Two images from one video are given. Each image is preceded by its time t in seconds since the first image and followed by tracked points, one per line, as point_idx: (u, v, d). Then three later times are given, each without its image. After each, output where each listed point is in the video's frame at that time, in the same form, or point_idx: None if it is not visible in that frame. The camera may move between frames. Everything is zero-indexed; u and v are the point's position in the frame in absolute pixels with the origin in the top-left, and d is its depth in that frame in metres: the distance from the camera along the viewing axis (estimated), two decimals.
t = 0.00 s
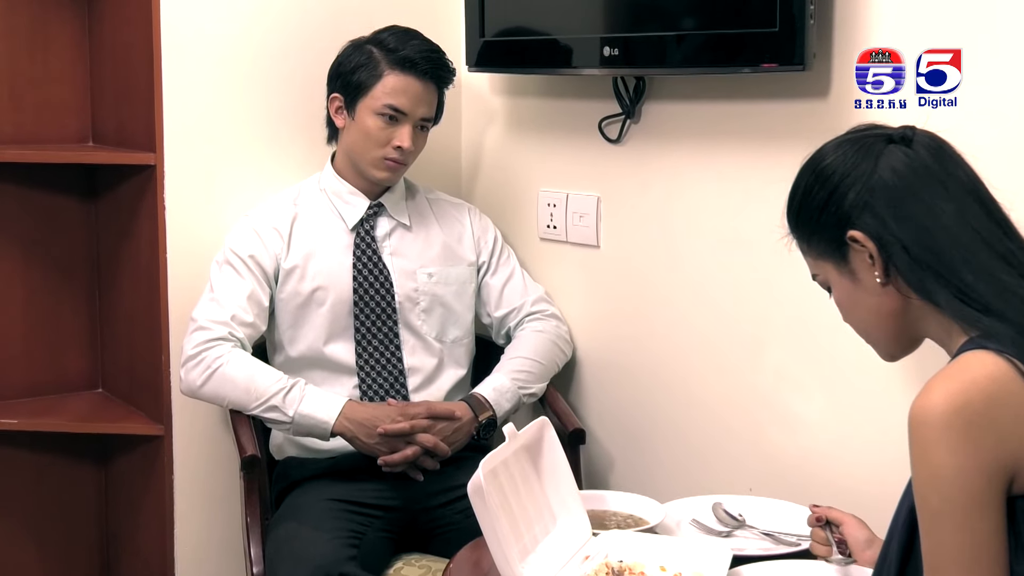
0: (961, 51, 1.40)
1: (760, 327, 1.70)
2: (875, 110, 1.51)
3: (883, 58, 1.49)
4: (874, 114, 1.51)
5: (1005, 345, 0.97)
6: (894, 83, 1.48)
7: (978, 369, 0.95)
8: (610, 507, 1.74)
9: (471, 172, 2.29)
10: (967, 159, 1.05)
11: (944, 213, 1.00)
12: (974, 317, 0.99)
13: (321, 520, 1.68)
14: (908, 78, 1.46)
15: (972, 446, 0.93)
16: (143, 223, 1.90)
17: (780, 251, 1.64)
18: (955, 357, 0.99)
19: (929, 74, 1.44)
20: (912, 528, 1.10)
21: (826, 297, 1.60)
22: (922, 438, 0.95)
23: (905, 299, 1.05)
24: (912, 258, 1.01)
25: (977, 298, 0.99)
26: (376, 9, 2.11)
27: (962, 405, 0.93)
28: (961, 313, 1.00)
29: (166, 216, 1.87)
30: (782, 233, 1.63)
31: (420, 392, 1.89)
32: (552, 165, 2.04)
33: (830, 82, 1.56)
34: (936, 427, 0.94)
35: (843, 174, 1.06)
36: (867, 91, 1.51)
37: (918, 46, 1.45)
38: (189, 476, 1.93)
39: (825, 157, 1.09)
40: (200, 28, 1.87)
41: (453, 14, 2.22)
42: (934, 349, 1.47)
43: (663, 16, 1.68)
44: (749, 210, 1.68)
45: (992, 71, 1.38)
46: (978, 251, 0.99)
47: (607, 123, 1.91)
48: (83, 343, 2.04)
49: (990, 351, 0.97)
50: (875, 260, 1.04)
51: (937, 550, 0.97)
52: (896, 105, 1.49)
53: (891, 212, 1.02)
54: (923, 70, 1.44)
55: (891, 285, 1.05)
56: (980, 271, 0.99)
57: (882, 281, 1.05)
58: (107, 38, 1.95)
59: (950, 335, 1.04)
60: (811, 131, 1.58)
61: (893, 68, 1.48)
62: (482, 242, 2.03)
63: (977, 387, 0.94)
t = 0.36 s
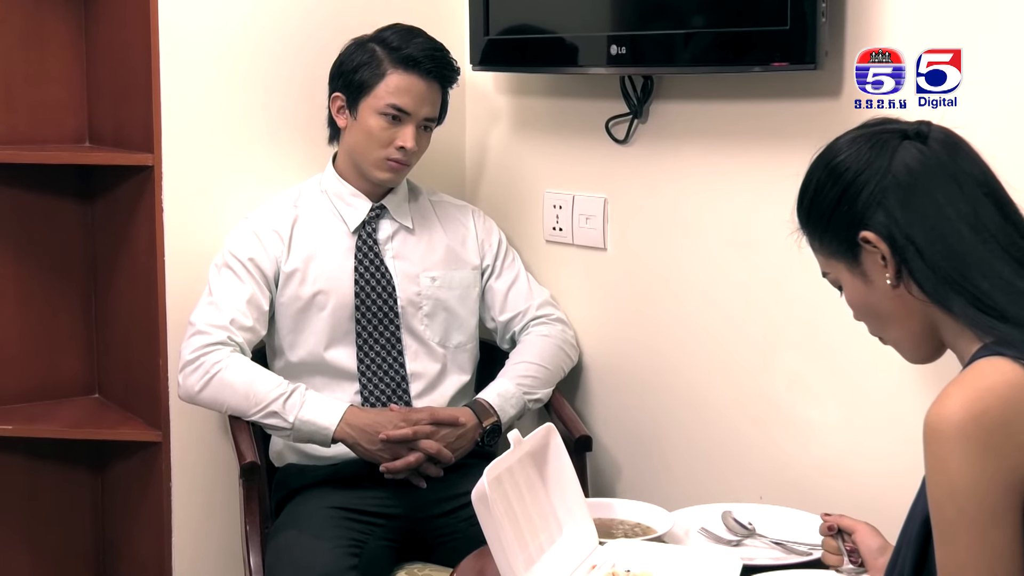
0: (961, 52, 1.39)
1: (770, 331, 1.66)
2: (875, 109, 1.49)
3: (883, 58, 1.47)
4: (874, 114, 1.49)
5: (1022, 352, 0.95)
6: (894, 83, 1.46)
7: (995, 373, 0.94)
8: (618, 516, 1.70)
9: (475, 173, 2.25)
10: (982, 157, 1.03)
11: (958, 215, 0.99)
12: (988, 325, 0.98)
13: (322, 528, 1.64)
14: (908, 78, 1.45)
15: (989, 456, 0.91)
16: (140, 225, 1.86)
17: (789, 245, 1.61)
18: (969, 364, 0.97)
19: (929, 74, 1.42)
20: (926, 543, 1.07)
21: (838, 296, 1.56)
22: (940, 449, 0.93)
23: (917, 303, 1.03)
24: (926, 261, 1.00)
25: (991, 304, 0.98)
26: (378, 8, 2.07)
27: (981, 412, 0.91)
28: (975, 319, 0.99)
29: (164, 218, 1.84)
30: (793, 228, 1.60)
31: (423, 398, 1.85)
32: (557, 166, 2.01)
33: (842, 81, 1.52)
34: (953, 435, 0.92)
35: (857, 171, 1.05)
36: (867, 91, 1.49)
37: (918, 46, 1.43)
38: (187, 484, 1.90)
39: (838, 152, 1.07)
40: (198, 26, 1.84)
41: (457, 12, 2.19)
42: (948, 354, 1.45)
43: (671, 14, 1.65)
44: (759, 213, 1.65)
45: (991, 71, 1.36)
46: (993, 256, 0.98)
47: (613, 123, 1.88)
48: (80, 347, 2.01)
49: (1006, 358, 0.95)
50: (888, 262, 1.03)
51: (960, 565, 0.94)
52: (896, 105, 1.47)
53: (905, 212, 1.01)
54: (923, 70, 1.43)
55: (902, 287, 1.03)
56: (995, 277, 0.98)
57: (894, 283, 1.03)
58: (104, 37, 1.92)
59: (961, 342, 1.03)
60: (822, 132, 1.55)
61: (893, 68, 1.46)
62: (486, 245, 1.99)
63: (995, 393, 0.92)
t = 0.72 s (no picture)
0: (962, 51, 1.37)
1: (780, 335, 1.63)
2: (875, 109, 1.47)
3: (883, 58, 1.45)
4: (874, 114, 1.47)
5: None
6: (894, 83, 1.44)
7: (1001, 381, 0.96)
8: (624, 524, 1.67)
9: (479, 175, 2.22)
10: (988, 155, 1.06)
11: (965, 217, 1.02)
12: (994, 330, 1.02)
13: (323, 536, 1.61)
14: (908, 78, 1.43)
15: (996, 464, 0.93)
16: (138, 227, 1.83)
17: (796, 250, 1.58)
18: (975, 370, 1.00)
19: (929, 74, 1.40)
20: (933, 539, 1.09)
21: (845, 300, 1.53)
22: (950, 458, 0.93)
23: (923, 307, 1.07)
24: (934, 264, 1.03)
25: (997, 309, 1.02)
26: (380, 6, 2.04)
27: (986, 421, 0.93)
28: (981, 325, 1.03)
29: (162, 220, 1.81)
30: (800, 233, 1.57)
31: (426, 404, 1.82)
32: (563, 167, 1.98)
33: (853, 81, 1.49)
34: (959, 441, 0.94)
35: (863, 171, 1.08)
36: (867, 91, 1.47)
37: (919, 45, 1.41)
38: (185, 491, 1.86)
39: (844, 152, 1.10)
40: (196, 24, 1.81)
41: (461, 10, 2.15)
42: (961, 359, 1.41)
43: (678, 12, 1.61)
44: (769, 215, 1.61)
45: (992, 70, 1.34)
46: (1000, 260, 1.01)
47: (620, 123, 1.84)
48: (77, 351, 1.98)
49: (1012, 364, 0.98)
50: (896, 264, 1.06)
51: None
52: (896, 105, 1.46)
53: (912, 213, 1.04)
54: (923, 70, 1.41)
55: (910, 290, 1.07)
56: (1002, 281, 1.01)
57: (902, 286, 1.07)
58: (101, 36, 1.89)
59: (969, 347, 1.07)
60: (833, 132, 1.52)
61: (893, 69, 1.44)
62: (490, 249, 1.96)
63: (1001, 400, 0.94)
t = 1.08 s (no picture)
0: (961, 51, 1.35)
1: (793, 342, 1.60)
2: (875, 109, 1.45)
3: (883, 58, 1.43)
4: (874, 114, 1.45)
5: None
6: (894, 83, 1.43)
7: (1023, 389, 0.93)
8: (634, 534, 1.63)
9: (486, 178, 2.19)
10: (1010, 156, 1.05)
11: (987, 219, 1.01)
12: (1016, 336, 1.01)
13: (326, 546, 1.58)
14: (908, 78, 1.41)
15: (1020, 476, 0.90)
16: (139, 232, 1.80)
17: (812, 250, 1.55)
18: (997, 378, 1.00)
19: (929, 74, 1.39)
20: (954, 550, 1.06)
21: (863, 303, 1.50)
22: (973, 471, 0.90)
23: (942, 311, 1.06)
24: (955, 268, 1.02)
25: (1019, 314, 1.01)
26: (385, 7, 2.01)
27: (1008, 428, 0.91)
28: (1003, 330, 1.02)
29: (163, 224, 1.78)
30: (815, 232, 1.54)
31: (431, 411, 1.79)
32: (570, 169, 1.95)
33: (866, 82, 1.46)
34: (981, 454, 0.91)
35: (882, 171, 1.06)
36: (867, 91, 1.45)
37: (918, 46, 1.40)
38: (187, 499, 1.84)
39: (863, 152, 1.09)
40: (196, 24, 1.77)
41: (468, 10, 2.12)
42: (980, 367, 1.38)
43: (689, 12, 1.58)
44: (782, 219, 1.58)
45: (994, 70, 1.33)
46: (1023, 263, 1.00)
47: (630, 125, 1.81)
48: (76, 357, 1.95)
49: None
50: (915, 267, 1.05)
51: None
52: (896, 105, 1.44)
53: (933, 215, 1.03)
54: (923, 70, 1.39)
55: (929, 294, 1.06)
56: None
57: (921, 290, 1.06)
58: (101, 37, 1.86)
59: (989, 353, 1.06)
60: (847, 134, 1.48)
61: (893, 69, 1.42)
62: (496, 254, 1.93)
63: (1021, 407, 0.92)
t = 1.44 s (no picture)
0: (961, 51, 1.34)
1: (804, 348, 1.57)
2: (875, 109, 1.44)
3: (883, 58, 1.42)
4: (874, 113, 1.44)
5: None
6: (894, 83, 1.41)
7: None
8: (643, 543, 1.59)
9: (492, 182, 2.16)
10: None
11: (1002, 224, 0.99)
12: None
13: (329, 555, 1.55)
14: (907, 78, 1.40)
15: None
16: (140, 236, 1.78)
17: (823, 255, 1.52)
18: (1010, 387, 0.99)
19: (929, 74, 1.38)
20: (969, 562, 1.04)
21: (876, 309, 1.47)
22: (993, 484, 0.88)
23: (955, 317, 1.04)
24: (969, 274, 0.99)
25: None
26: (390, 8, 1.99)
27: None
28: (1018, 337, 1.00)
29: (165, 228, 1.76)
30: (827, 236, 1.51)
31: (437, 418, 1.76)
32: (577, 172, 1.92)
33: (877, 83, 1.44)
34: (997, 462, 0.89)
35: (894, 174, 1.04)
36: (867, 91, 1.44)
37: (918, 46, 1.39)
38: (189, 507, 1.81)
39: (875, 155, 1.07)
40: (198, 25, 1.75)
41: (474, 11, 2.10)
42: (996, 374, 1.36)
43: (699, 12, 1.55)
44: (793, 222, 1.56)
45: (997, 70, 1.31)
46: None
47: (639, 127, 1.79)
48: (77, 363, 1.92)
49: None
50: (928, 273, 1.03)
51: None
52: (896, 105, 1.42)
53: (947, 220, 1.00)
54: (923, 70, 1.38)
55: (942, 300, 1.04)
56: None
57: (934, 296, 1.04)
58: (102, 39, 1.84)
59: (1003, 361, 1.05)
60: (859, 137, 1.46)
61: (893, 69, 1.41)
62: (503, 258, 1.90)
63: None
